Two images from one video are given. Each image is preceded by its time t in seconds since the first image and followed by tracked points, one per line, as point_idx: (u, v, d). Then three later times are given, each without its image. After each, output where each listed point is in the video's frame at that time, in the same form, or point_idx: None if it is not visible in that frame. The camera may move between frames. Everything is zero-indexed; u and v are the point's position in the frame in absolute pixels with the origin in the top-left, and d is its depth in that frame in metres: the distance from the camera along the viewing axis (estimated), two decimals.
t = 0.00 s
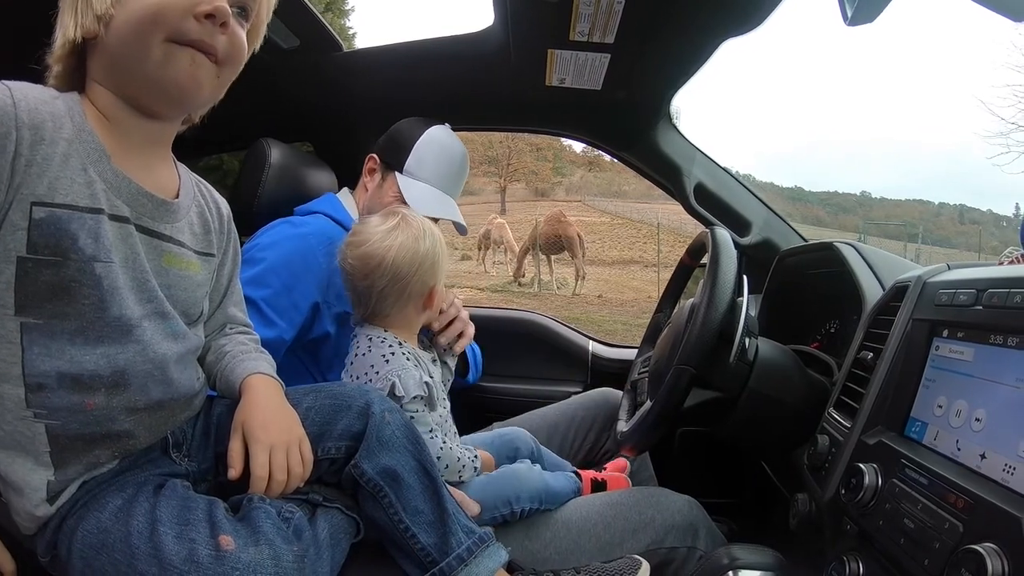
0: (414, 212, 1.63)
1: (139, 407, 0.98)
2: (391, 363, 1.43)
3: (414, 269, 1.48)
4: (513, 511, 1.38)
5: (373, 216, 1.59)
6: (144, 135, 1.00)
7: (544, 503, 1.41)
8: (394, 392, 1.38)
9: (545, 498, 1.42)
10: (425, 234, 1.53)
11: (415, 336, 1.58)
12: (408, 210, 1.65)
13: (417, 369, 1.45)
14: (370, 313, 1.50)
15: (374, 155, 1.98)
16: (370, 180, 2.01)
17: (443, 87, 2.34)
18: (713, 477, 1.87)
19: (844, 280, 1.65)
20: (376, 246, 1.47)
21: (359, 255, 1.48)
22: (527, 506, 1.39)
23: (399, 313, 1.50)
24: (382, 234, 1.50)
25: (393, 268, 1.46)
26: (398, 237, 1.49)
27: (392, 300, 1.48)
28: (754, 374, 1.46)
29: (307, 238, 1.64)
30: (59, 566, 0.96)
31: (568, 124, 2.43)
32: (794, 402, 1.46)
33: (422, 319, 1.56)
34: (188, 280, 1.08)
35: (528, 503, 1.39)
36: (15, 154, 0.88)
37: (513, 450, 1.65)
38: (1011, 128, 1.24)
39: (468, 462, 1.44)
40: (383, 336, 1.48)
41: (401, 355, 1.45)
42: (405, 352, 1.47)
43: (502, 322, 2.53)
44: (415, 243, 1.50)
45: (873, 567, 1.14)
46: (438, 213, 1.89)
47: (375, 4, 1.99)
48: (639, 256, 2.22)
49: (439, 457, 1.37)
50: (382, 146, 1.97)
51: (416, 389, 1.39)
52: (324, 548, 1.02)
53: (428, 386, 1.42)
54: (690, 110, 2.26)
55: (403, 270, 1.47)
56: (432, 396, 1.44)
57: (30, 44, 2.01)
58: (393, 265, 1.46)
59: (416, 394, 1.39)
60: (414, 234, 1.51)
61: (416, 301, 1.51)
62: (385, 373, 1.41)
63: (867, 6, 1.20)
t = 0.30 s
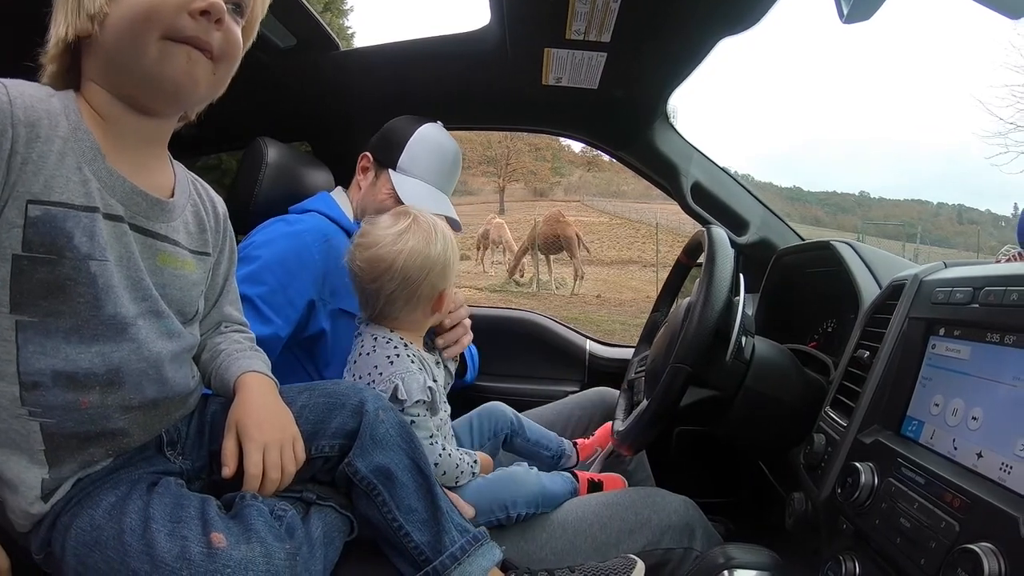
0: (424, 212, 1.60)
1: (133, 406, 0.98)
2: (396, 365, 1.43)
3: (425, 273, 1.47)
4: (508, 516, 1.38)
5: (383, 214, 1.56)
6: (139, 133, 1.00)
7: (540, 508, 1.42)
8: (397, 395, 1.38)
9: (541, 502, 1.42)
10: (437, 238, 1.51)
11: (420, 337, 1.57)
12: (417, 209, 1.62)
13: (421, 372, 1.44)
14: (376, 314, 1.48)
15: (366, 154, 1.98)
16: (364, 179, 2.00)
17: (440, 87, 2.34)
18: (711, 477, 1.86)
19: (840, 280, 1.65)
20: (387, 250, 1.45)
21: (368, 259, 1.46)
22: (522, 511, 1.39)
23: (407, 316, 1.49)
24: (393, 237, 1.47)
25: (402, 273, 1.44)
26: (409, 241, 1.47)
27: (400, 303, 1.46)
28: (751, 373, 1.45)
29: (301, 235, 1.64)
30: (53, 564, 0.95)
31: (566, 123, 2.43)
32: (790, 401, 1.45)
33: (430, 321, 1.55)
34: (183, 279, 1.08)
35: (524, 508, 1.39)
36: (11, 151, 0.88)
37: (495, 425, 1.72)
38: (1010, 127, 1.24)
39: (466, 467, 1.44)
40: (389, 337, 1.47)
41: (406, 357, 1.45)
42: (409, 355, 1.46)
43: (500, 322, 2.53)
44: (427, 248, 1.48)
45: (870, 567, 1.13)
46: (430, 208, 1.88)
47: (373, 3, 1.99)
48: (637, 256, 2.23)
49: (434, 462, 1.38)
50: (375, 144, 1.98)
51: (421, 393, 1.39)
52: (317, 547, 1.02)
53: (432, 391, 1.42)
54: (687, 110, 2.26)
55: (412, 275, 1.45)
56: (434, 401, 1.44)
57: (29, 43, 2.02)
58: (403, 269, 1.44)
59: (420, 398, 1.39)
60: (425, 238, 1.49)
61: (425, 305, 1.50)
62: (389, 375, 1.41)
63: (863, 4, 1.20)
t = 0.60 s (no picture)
0: (456, 218, 1.61)
1: (133, 408, 0.98)
2: (421, 366, 1.42)
3: (460, 282, 1.48)
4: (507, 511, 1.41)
5: (416, 220, 1.56)
6: (139, 136, 1.00)
7: (539, 506, 1.44)
8: (420, 395, 1.37)
9: (540, 500, 1.45)
10: (472, 247, 1.52)
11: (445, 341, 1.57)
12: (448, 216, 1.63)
13: (445, 376, 1.44)
14: (407, 320, 1.49)
15: (368, 154, 1.97)
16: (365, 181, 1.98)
17: (438, 87, 2.34)
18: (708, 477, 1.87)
19: (835, 281, 1.65)
20: (423, 258, 1.46)
21: (403, 265, 1.47)
22: (521, 507, 1.42)
23: (438, 323, 1.50)
24: (430, 245, 1.48)
25: (438, 282, 1.45)
26: (446, 249, 1.48)
27: (432, 310, 1.47)
28: (748, 374, 1.45)
29: (296, 233, 1.65)
30: (52, 564, 0.96)
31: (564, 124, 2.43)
32: (787, 401, 1.46)
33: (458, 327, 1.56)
34: (182, 281, 1.09)
35: (524, 504, 1.42)
36: (11, 156, 0.88)
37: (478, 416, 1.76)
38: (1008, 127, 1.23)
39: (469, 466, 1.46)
40: (417, 340, 1.47)
41: (431, 360, 1.44)
42: (436, 358, 1.46)
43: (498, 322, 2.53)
44: (464, 257, 1.49)
45: (866, 567, 1.14)
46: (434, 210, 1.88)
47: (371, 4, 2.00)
48: (635, 256, 2.21)
49: (445, 464, 1.40)
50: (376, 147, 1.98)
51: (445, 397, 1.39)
52: (314, 547, 1.02)
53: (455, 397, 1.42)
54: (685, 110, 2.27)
55: (448, 283, 1.47)
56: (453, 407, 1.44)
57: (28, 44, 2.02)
58: (439, 278, 1.45)
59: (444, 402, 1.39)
60: (461, 247, 1.50)
61: (457, 313, 1.51)
62: (413, 376, 1.39)
63: (861, 5, 1.20)
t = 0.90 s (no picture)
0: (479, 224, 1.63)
1: (129, 409, 0.98)
2: (453, 369, 1.44)
3: (487, 288, 1.51)
4: (510, 502, 1.41)
5: (443, 225, 1.58)
6: (135, 137, 1.00)
7: (540, 499, 1.45)
8: (454, 397, 1.40)
9: (541, 494, 1.46)
10: (499, 255, 1.56)
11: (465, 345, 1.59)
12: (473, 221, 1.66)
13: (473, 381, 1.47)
14: (434, 325, 1.51)
15: (365, 154, 1.97)
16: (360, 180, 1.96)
17: (436, 86, 2.34)
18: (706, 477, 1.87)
19: (831, 281, 1.66)
20: (453, 265, 1.48)
21: (431, 271, 1.49)
22: (524, 499, 1.42)
23: (463, 327, 1.53)
24: (460, 252, 1.51)
25: (467, 288, 1.48)
26: (476, 257, 1.51)
27: (459, 315, 1.50)
28: (745, 374, 1.46)
29: (286, 232, 1.67)
30: (48, 565, 0.96)
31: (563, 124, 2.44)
32: (784, 401, 1.46)
33: (479, 332, 1.58)
34: (179, 281, 1.08)
35: (525, 497, 1.43)
36: (5, 157, 0.88)
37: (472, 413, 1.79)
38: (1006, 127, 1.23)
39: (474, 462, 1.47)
40: (444, 344, 1.49)
41: (461, 363, 1.47)
42: (464, 362, 1.49)
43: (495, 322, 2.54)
44: (493, 265, 1.53)
45: (863, 568, 1.13)
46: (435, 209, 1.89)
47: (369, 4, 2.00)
48: (633, 256, 2.22)
49: (461, 467, 1.42)
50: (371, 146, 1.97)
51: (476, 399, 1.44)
52: (310, 548, 1.02)
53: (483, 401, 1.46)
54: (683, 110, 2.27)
55: (476, 290, 1.50)
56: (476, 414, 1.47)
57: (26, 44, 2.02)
58: (468, 285, 1.48)
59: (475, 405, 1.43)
60: (489, 255, 1.53)
61: (483, 318, 1.54)
62: (445, 378, 1.42)
63: (858, 4, 1.20)
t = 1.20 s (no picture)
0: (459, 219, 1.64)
1: (129, 410, 0.98)
2: (442, 365, 1.45)
3: (468, 278, 1.51)
4: (509, 502, 1.42)
5: (422, 221, 1.59)
6: (139, 139, 1.00)
7: (538, 498, 1.47)
8: (443, 393, 1.41)
9: (539, 492, 1.47)
10: (477, 245, 1.56)
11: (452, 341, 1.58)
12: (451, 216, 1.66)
13: (462, 377, 1.48)
14: (420, 320, 1.51)
15: (365, 158, 1.97)
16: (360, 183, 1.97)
17: (435, 86, 2.34)
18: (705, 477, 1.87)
19: (829, 280, 1.66)
20: (433, 256, 1.48)
21: (411, 264, 1.49)
22: (522, 499, 1.44)
23: (449, 320, 1.52)
24: (439, 243, 1.51)
25: (447, 279, 1.48)
26: (455, 247, 1.51)
27: (442, 307, 1.50)
28: (744, 374, 1.46)
29: (287, 232, 1.66)
30: (48, 566, 0.96)
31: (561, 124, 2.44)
32: (783, 401, 1.47)
33: (465, 325, 1.57)
34: (180, 282, 1.08)
35: (524, 496, 1.44)
36: (6, 159, 0.88)
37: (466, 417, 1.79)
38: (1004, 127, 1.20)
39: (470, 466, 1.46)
40: (432, 340, 1.48)
41: (451, 359, 1.47)
42: (452, 358, 1.49)
43: (494, 322, 2.54)
44: (471, 253, 1.53)
45: (862, 568, 1.14)
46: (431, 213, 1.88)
47: (367, 4, 2.00)
48: (631, 256, 2.21)
49: (455, 464, 1.42)
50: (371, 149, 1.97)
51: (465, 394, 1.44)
52: (310, 548, 1.02)
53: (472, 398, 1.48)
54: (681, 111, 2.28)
55: (457, 281, 1.49)
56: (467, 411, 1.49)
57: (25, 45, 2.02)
58: (449, 275, 1.48)
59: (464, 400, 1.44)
60: (468, 245, 1.54)
61: (467, 310, 1.54)
62: (435, 375, 1.42)
63: (856, 5, 1.20)
